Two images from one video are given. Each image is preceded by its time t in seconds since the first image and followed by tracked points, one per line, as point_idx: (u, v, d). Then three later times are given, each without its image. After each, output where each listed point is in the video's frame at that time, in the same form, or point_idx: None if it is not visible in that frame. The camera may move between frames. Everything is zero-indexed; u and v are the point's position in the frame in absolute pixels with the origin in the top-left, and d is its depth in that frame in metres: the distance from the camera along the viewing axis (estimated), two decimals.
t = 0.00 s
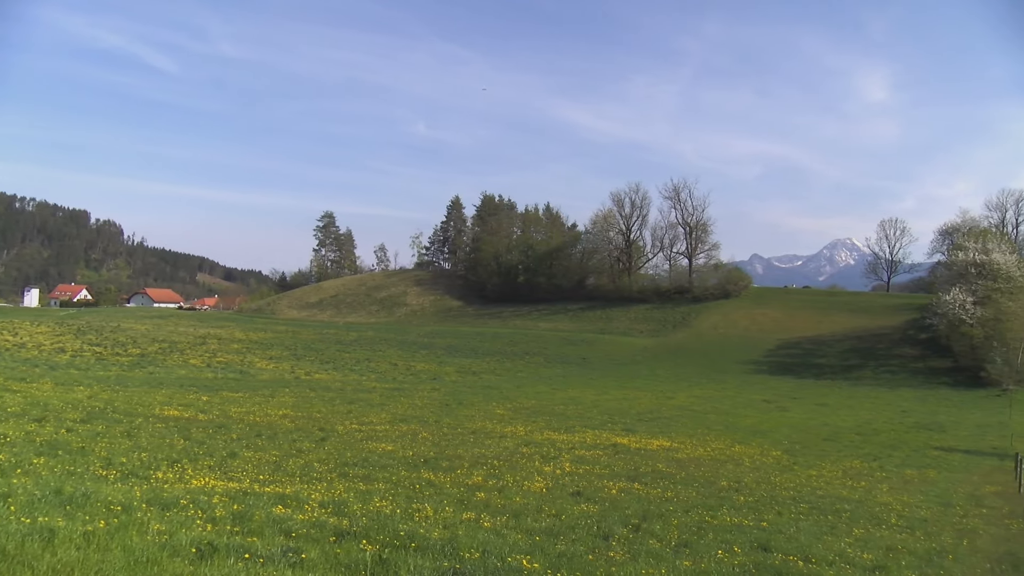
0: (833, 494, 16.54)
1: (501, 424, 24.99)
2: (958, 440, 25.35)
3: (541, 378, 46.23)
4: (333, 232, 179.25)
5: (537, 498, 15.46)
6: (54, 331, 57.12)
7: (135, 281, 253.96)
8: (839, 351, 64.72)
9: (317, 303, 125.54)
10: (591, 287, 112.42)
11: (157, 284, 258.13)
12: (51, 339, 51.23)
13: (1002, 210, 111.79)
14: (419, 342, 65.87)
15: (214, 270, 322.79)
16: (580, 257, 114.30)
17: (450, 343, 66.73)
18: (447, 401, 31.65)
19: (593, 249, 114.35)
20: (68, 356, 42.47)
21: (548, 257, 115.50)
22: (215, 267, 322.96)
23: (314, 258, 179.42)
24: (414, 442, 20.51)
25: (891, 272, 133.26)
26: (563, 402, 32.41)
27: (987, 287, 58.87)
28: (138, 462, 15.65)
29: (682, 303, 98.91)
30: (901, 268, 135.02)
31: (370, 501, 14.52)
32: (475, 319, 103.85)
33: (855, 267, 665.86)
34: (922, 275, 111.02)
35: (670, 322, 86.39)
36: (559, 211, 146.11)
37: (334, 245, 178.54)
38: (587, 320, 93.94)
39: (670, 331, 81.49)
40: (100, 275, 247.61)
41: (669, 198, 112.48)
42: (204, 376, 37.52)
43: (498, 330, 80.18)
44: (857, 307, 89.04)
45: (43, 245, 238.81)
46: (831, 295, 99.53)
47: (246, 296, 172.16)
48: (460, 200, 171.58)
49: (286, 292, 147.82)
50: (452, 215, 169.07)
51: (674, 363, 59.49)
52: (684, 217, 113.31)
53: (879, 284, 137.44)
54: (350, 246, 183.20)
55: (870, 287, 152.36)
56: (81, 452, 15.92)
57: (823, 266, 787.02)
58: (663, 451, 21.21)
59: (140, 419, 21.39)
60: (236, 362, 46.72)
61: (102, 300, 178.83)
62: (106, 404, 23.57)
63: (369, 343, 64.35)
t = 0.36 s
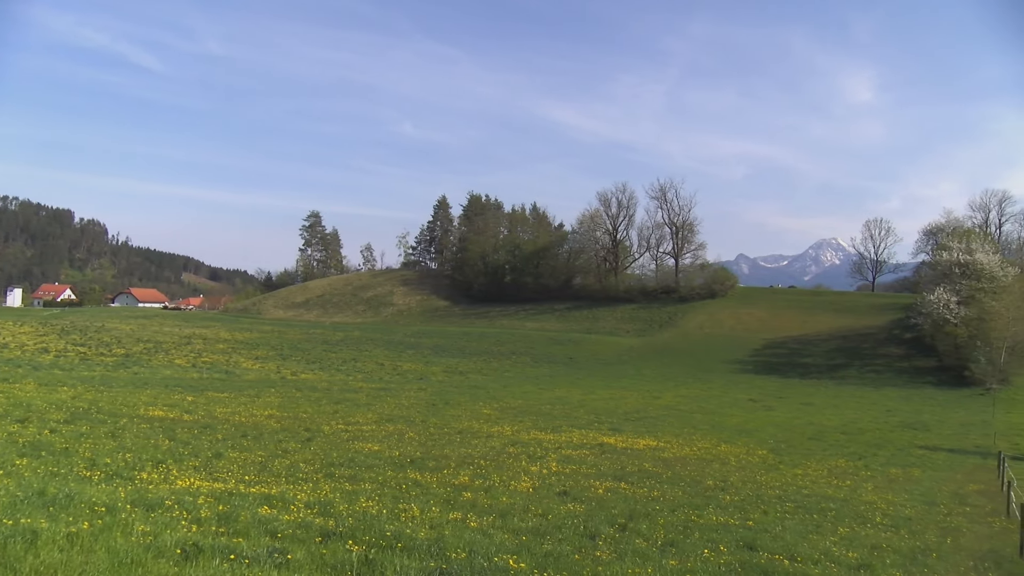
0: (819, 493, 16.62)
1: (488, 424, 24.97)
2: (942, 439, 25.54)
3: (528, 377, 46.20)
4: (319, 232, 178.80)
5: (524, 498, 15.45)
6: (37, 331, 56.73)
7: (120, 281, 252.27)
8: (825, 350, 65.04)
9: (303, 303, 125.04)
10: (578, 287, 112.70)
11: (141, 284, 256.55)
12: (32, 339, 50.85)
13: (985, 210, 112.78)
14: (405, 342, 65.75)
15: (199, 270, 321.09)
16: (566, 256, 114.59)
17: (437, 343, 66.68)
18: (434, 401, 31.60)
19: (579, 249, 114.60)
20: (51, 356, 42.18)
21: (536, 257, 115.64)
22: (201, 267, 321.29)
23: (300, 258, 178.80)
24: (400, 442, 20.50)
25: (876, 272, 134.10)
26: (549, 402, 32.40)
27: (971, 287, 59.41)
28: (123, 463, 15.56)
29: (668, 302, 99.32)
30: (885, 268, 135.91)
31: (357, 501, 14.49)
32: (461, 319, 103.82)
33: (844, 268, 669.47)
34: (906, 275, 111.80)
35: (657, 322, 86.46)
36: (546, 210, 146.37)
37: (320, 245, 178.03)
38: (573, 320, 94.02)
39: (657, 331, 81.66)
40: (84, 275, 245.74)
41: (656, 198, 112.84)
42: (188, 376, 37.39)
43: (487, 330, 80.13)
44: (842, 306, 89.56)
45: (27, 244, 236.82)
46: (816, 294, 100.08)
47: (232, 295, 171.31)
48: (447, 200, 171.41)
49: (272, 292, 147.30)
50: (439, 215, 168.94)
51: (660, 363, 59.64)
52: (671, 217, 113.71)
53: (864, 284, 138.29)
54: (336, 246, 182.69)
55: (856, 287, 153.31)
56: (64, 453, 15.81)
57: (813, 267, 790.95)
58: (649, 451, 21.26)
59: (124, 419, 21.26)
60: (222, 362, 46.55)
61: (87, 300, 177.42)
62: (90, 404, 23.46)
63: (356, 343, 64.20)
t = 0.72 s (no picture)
0: (804, 492, 16.71)
1: (475, 424, 24.95)
2: (925, 438, 25.75)
3: (514, 377, 46.20)
4: (305, 231, 178.28)
5: (510, 498, 15.45)
6: (20, 331, 56.32)
7: (103, 280, 250.27)
8: (811, 350, 65.41)
9: (289, 303, 124.52)
10: (564, 287, 112.94)
11: (126, 284, 254.61)
12: (13, 339, 50.46)
13: (968, 211, 113.83)
14: (392, 342, 65.63)
15: (185, 270, 319.24)
16: (553, 256, 114.80)
17: (424, 342, 66.60)
18: (420, 400, 31.58)
19: (566, 248, 114.76)
20: (35, 356, 41.87)
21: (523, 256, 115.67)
22: (187, 267, 319.40)
23: (286, 257, 178.07)
24: (387, 443, 20.47)
25: (861, 272, 135.03)
26: (536, 402, 32.42)
27: (954, 287, 60.02)
28: (106, 464, 15.45)
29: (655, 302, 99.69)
30: (870, 268, 136.86)
31: (343, 501, 14.45)
32: (449, 319, 103.77)
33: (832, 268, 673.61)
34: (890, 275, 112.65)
35: (644, 322, 86.59)
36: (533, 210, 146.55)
37: (307, 245, 177.47)
38: (561, 320, 94.11)
39: (644, 331, 81.89)
40: (67, 274, 243.51)
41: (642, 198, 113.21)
42: (172, 377, 37.20)
43: (474, 330, 79.98)
44: (829, 306, 90.12)
45: (9, 243, 234.48)
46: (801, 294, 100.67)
47: (218, 295, 170.35)
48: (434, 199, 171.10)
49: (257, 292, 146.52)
50: (426, 215, 168.76)
51: (646, 362, 59.78)
52: (657, 217, 114.12)
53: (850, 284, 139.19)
54: (323, 245, 182.14)
55: (841, 287, 154.12)
56: (46, 455, 15.65)
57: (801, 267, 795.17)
58: (636, 450, 21.32)
59: (108, 420, 21.12)
60: (207, 362, 46.35)
61: (70, 300, 175.76)
62: (74, 405, 23.32)
63: (342, 343, 64.05)
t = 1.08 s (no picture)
0: (788, 491, 16.82)
1: (461, 424, 24.94)
2: (908, 437, 25.97)
3: (500, 377, 46.20)
4: (290, 231, 177.62)
5: (497, 498, 15.45)
6: None
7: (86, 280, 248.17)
8: (795, 350, 65.78)
9: (274, 302, 123.99)
10: (551, 286, 113.12)
11: (108, 284, 252.50)
12: None
13: (950, 212, 114.81)
14: (378, 342, 65.48)
15: (169, 270, 317.12)
16: (539, 256, 114.98)
17: (410, 343, 66.50)
18: (406, 401, 31.56)
19: (552, 248, 114.90)
20: (16, 357, 41.55)
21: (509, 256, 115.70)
22: (172, 267, 317.32)
23: (271, 257, 177.30)
24: (373, 443, 20.45)
25: (845, 272, 135.95)
26: (522, 402, 32.43)
27: (937, 287, 60.54)
28: (89, 466, 15.33)
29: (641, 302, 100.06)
30: (854, 268, 137.80)
31: (329, 502, 14.42)
32: (435, 319, 103.70)
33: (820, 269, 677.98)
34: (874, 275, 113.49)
35: (629, 322, 86.75)
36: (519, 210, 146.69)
37: (292, 244, 176.79)
38: (547, 320, 94.20)
39: (630, 331, 82.12)
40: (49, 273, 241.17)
41: (628, 199, 113.56)
42: (156, 377, 37.06)
43: (460, 330, 79.88)
44: (814, 306, 90.67)
45: None
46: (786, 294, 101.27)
47: (202, 295, 169.22)
48: (420, 199, 170.79)
49: (241, 291, 145.72)
50: (412, 214, 168.54)
51: (631, 362, 59.94)
52: (643, 217, 114.51)
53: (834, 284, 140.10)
54: (309, 245, 181.45)
55: (825, 287, 155.17)
56: (27, 456, 15.51)
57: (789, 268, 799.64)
58: (622, 450, 21.36)
59: (92, 420, 20.97)
60: (191, 362, 46.16)
61: (52, 299, 174.10)
62: (57, 406, 23.14)
63: (328, 343, 63.98)
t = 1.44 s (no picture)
0: (772, 489, 16.93)
1: (447, 424, 24.94)
2: (892, 435, 26.17)
3: (486, 377, 46.22)
4: (275, 231, 176.79)
5: (482, 498, 15.45)
6: None
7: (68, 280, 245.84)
8: (779, 349, 66.13)
9: (259, 303, 123.39)
10: (536, 286, 113.28)
11: (91, 284, 250.32)
12: None
13: (932, 212, 115.85)
14: (363, 342, 65.33)
15: (153, 269, 314.91)
16: (525, 256, 115.08)
17: (395, 343, 66.35)
18: (392, 401, 31.55)
19: (538, 249, 114.95)
20: None
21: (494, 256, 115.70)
22: (155, 266, 315.13)
23: (256, 257, 176.46)
24: (359, 443, 20.43)
25: (828, 272, 136.91)
26: (508, 401, 32.46)
27: (920, 287, 61.02)
28: (70, 467, 15.22)
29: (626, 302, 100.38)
30: (838, 268, 138.81)
31: (314, 502, 14.38)
32: (421, 319, 103.58)
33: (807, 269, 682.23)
34: (858, 275, 114.38)
35: (614, 322, 86.88)
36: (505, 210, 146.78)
37: (276, 244, 176.02)
38: (532, 319, 94.32)
39: (615, 330, 82.33)
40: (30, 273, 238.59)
41: (613, 199, 113.89)
42: (139, 377, 36.86)
43: (446, 330, 79.75)
44: (799, 306, 91.23)
45: None
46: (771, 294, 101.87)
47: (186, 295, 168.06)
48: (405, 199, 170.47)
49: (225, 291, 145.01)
50: (397, 215, 168.29)
51: (616, 362, 60.10)
52: (628, 217, 114.88)
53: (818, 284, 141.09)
54: (293, 245, 180.69)
55: (808, 287, 156.28)
56: (8, 458, 15.40)
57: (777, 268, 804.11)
58: (608, 449, 21.43)
59: (74, 421, 20.83)
60: (174, 362, 45.94)
61: (34, 300, 172.27)
62: (40, 407, 22.96)
63: (314, 343, 63.89)
